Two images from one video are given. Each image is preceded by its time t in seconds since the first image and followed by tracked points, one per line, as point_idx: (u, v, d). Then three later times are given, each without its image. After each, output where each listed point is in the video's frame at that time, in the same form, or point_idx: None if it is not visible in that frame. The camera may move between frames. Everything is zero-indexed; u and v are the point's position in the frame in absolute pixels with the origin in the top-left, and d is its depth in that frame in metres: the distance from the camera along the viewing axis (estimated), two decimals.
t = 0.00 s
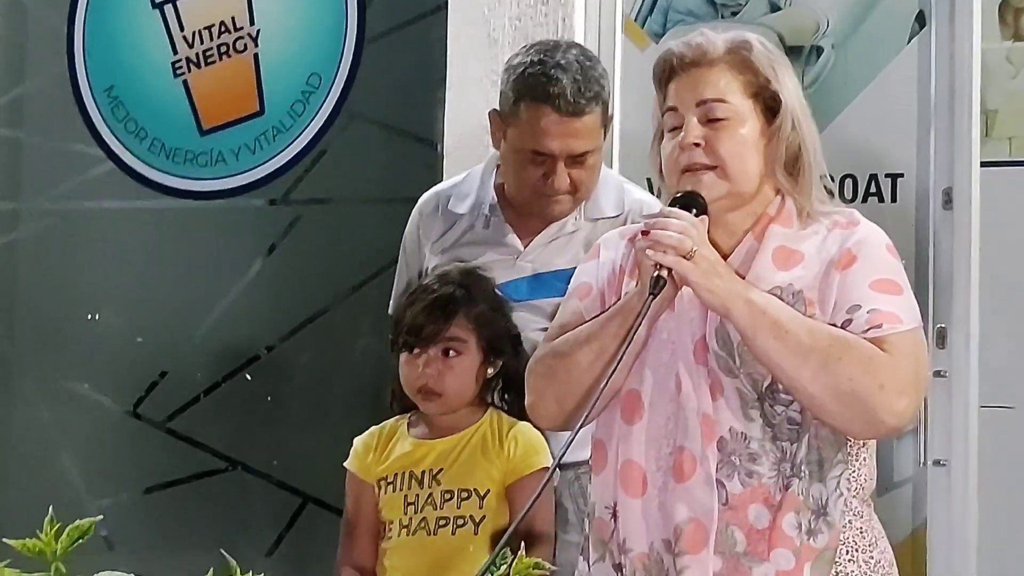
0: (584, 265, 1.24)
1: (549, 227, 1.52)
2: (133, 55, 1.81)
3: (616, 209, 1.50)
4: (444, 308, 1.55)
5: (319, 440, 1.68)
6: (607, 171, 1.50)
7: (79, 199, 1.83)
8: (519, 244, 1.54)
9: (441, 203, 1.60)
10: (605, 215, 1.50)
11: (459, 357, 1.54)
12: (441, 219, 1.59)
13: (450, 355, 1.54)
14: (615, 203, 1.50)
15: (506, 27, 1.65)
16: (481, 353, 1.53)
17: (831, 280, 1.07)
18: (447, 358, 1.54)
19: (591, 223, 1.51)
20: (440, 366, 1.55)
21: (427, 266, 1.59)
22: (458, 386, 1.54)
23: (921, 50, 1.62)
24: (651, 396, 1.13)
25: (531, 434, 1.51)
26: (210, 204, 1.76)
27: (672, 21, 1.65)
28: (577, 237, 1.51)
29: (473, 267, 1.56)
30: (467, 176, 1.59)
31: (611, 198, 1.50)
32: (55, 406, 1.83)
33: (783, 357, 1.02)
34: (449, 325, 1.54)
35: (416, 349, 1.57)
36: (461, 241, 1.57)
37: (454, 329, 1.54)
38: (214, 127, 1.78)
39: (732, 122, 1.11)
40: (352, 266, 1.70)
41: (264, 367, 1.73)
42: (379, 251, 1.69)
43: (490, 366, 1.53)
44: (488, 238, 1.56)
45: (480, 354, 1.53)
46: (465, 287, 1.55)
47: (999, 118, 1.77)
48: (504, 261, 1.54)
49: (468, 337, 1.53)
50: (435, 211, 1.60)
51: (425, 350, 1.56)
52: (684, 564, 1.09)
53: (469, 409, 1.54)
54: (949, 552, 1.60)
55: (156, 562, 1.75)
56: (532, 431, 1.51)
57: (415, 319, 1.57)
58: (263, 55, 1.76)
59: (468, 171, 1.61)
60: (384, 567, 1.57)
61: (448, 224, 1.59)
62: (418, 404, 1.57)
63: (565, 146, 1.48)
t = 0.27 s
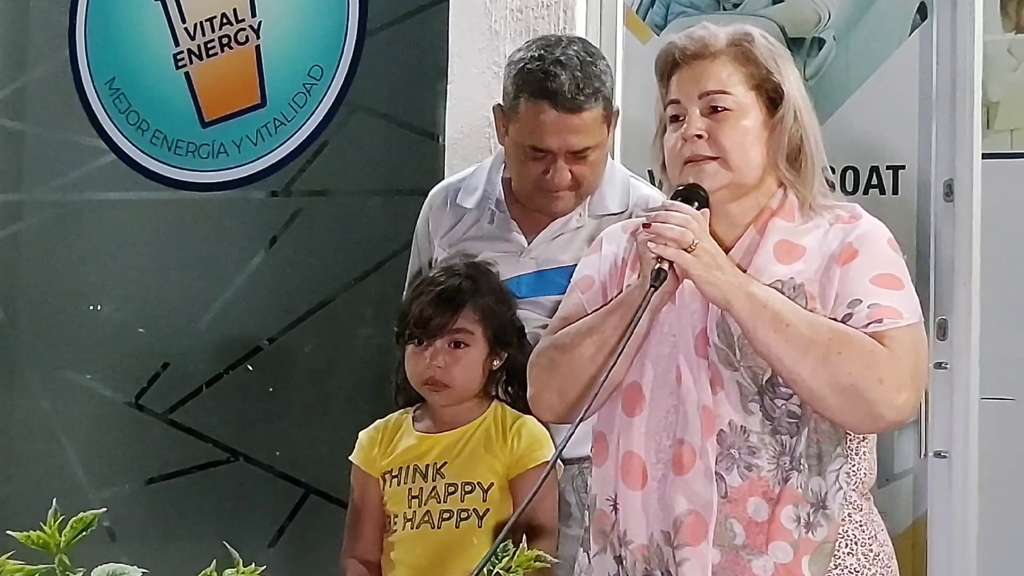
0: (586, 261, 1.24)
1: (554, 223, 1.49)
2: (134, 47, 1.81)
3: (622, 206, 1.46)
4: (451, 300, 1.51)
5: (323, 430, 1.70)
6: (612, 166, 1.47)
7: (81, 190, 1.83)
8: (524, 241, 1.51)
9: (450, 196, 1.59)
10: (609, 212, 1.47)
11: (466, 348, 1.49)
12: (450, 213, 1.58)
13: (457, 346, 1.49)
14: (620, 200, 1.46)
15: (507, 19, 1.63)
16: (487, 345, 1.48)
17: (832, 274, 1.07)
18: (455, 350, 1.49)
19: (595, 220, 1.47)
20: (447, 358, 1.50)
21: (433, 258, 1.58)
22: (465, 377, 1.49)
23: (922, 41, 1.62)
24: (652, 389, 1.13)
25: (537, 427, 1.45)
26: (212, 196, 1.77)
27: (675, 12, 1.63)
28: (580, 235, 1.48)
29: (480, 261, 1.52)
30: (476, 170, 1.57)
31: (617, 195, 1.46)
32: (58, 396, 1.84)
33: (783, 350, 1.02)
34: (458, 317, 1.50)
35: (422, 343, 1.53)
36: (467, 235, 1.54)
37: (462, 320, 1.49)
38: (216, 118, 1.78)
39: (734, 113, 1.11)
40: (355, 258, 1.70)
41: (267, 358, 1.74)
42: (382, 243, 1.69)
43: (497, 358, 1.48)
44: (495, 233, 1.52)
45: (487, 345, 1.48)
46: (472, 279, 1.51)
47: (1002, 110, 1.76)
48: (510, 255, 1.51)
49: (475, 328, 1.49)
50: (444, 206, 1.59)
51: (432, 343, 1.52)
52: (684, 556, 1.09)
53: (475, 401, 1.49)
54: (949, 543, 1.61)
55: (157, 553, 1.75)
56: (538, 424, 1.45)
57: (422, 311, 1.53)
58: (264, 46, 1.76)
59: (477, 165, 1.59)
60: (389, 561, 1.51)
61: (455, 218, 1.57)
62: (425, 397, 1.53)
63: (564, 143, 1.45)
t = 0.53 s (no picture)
0: (590, 260, 1.23)
1: (561, 222, 1.49)
2: (136, 45, 1.81)
3: (629, 204, 1.46)
4: (456, 298, 1.51)
5: (325, 428, 1.70)
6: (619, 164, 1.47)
7: (83, 188, 1.83)
8: (531, 239, 1.51)
9: (458, 196, 1.59)
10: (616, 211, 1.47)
11: (471, 346, 1.49)
12: (458, 213, 1.59)
13: (462, 345, 1.49)
14: (627, 198, 1.47)
15: (510, 17, 1.64)
16: (493, 343, 1.48)
17: (834, 273, 1.07)
18: (460, 348, 1.49)
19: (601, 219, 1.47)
20: (453, 357, 1.50)
21: (442, 257, 1.58)
22: (471, 376, 1.48)
23: (924, 40, 1.62)
24: (653, 387, 1.13)
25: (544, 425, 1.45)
26: (214, 194, 1.77)
27: (677, 11, 1.68)
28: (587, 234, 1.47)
29: (488, 261, 1.52)
30: (484, 171, 1.58)
31: (624, 193, 1.47)
32: (61, 394, 1.84)
33: (783, 350, 1.01)
34: (462, 316, 1.50)
35: (427, 341, 1.53)
36: (475, 235, 1.55)
37: (466, 318, 1.50)
38: (218, 117, 1.78)
39: (738, 112, 1.10)
40: (357, 256, 1.71)
41: (268, 356, 1.74)
42: (383, 241, 1.70)
43: (502, 356, 1.48)
44: (502, 232, 1.53)
45: (492, 343, 1.48)
46: (477, 278, 1.51)
47: (1004, 108, 1.74)
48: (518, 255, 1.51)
49: (480, 327, 1.49)
50: (452, 206, 1.60)
51: (437, 342, 1.52)
52: (684, 554, 1.09)
53: (481, 400, 1.49)
54: (951, 541, 1.61)
55: (158, 551, 1.76)
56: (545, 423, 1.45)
57: (426, 310, 1.53)
58: (266, 44, 1.76)
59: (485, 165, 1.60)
60: (395, 561, 1.49)
61: (464, 217, 1.58)
62: (430, 396, 1.52)
63: (568, 140, 1.44)
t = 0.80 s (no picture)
0: (594, 259, 1.23)
1: (565, 221, 1.49)
2: (136, 43, 1.81)
3: (633, 204, 1.46)
4: (457, 298, 1.51)
5: (326, 427, 1.70)
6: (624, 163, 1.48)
7: (84, 187, 1.84)
8: (536, 238, 1.51)
9: (462, 195, 1.60)
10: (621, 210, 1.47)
11: (473, 347, 1.48)
12: (461, 212, 1.59)
13: (464, 345, 1.49)
14: (632, 198, 1.47)
15: (510, 16, 1.64)
16: (495, 342, 1.48)
17: (835, 273, 1.07)
18: (462, 349, 1.49)
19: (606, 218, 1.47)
20: (455, 357, 1.50)
21: (445, 257, 1.58)
22: (474, 375, 1.48)
23: (924, 39, 1.62)
24: (654, 385, 1.13)
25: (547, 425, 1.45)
26: (214, 192, 1.77)
27: (676, 9, 1.68)
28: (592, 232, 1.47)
29: (491, 259, 1.52)
30: (487, 170, 1.58)
31: (629, 193, 1.47)
32: (61, 393, 1.84)
33: (783, 348, 1.01)
34: (465, 315, 1.49)
35: (429, 342, 1.52)
36: (478, 234, 1.55)
37: (467, 318, 1.49)
38: (218, 115, 1.78)
39: (737, 114, 1.10)
40: (358, 255, 1.71)
41: (269, 355, 1.74)
42: (384, 240, 1.70)
43: (505, 356, 1.48)
44: (505, 231, 1.53)
45: (494, 343, 1.48)
46: (479, 278, 1.50)
47: (1003, 107, 1.70)
48: (522, 253, 1.51)
49: (482, 327, 1.48)
50: (455, 204, 1.60)
51: (439, 342, 1.51)
52: (683, 551, 1.08)
53: (484, 399, 1.48)
54: (952, 541, 1.61)
55: (158, 550, 1.76)
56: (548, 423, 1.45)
57: (428, 311, 1.53)
58: (266, 43, 1.76)
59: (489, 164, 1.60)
60: (397, 558, 1.48)
61: (467, 216, 1.58)
62: (434, 396, 1.52)
63: (574, 135, 1.43)
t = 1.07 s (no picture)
0: (596, 261, 1.25)
1: (564, 219, 1.49)
2: (135, 43, 1.81)
3: (631, 203, 1.46)
4: (457, 299, 1.52)
5: (326, 426, 1.70)
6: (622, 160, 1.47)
7: (83, 186, 1.83)
8: (534, 236, 1.50)
9: (459, 194, 1.59)
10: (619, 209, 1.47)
11: (472, 347, 1.49)
12: (459, 211, 1.58)
13: (464, 345, 1.50)
14: (631, 197, 1.46)
15: (509, 15, 1.64)
16: (494, 343, 1.48)
17: (838, 274, 1.07)
18: (461, 349, 1.49)
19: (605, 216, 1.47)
20: (454, 358, 1.51)
21: (443, 257, 1.57)
22: (473, 376, 1.49)
23: (924, 39, 1.62)
24: (657, 384, 1.13)
25: (544, 423, 1.44)
26: (214, 192, 1.77)
27: (675, 9, 1.67)
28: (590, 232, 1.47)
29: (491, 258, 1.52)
30: (484, 168, 1.57)
31: (627, 192, 1.46)
32: (60, 392, 1.84)
33: (787, 348, 1.01)
34: (463, 315, 1.50)
35: (430, 343, 1.54)
36: (477, 233, 1.54)
37: (466, 319, 1.50)
38: (218, 115, 1.78)
39: (738, 115, 1.10)
40: (357, 254, 1.71)
41: (268, 354, 1.74)
42: (383, 239, 1.70)
43: (505, 356, 1.48)
44: (505, 230, 1.52)
45: (493, 344, 1.48)
46: (478, 278, 1.51)
47: (1002, 106, 1.75)
48: (521, 250, 1.51)
49: (480, 327, 1.49)
50: (452, 203, 1.59)
51: (439, 343, 1.52)
52: (685, 551, 1.08)
53: (485, 399, 1.49)
54: (951, 540, 1.62)
55: (158, 549, 1.76)
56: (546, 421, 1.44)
57: (428, 311, 1.54)
58: (266, 43, 1.76)
59: (485, 163, 1.59)
60: (397, 556, 1.51)
61: (465, 215, 1.57)
62: (433, 396, 1.53)
63: (574, 132, 1.44)
